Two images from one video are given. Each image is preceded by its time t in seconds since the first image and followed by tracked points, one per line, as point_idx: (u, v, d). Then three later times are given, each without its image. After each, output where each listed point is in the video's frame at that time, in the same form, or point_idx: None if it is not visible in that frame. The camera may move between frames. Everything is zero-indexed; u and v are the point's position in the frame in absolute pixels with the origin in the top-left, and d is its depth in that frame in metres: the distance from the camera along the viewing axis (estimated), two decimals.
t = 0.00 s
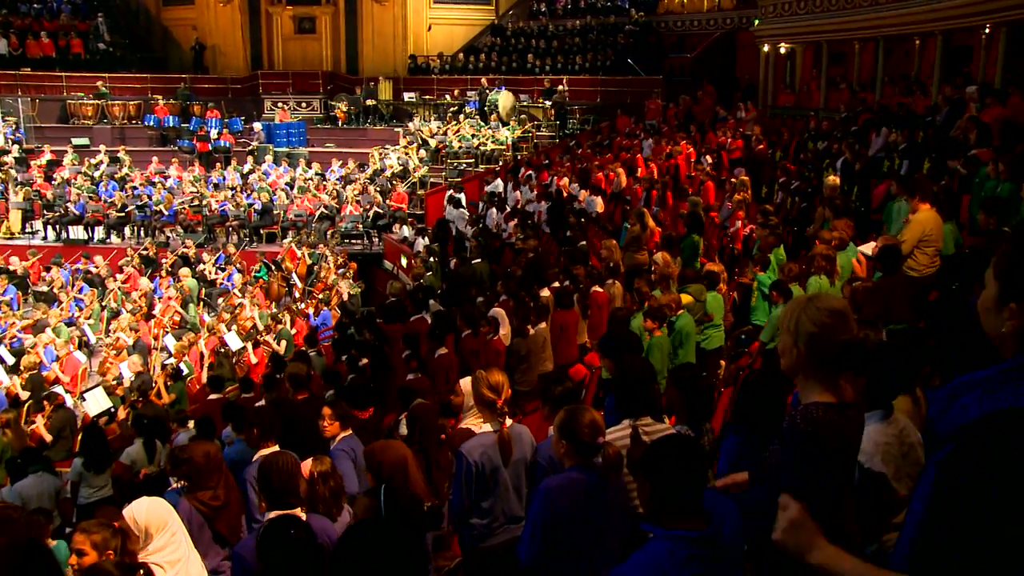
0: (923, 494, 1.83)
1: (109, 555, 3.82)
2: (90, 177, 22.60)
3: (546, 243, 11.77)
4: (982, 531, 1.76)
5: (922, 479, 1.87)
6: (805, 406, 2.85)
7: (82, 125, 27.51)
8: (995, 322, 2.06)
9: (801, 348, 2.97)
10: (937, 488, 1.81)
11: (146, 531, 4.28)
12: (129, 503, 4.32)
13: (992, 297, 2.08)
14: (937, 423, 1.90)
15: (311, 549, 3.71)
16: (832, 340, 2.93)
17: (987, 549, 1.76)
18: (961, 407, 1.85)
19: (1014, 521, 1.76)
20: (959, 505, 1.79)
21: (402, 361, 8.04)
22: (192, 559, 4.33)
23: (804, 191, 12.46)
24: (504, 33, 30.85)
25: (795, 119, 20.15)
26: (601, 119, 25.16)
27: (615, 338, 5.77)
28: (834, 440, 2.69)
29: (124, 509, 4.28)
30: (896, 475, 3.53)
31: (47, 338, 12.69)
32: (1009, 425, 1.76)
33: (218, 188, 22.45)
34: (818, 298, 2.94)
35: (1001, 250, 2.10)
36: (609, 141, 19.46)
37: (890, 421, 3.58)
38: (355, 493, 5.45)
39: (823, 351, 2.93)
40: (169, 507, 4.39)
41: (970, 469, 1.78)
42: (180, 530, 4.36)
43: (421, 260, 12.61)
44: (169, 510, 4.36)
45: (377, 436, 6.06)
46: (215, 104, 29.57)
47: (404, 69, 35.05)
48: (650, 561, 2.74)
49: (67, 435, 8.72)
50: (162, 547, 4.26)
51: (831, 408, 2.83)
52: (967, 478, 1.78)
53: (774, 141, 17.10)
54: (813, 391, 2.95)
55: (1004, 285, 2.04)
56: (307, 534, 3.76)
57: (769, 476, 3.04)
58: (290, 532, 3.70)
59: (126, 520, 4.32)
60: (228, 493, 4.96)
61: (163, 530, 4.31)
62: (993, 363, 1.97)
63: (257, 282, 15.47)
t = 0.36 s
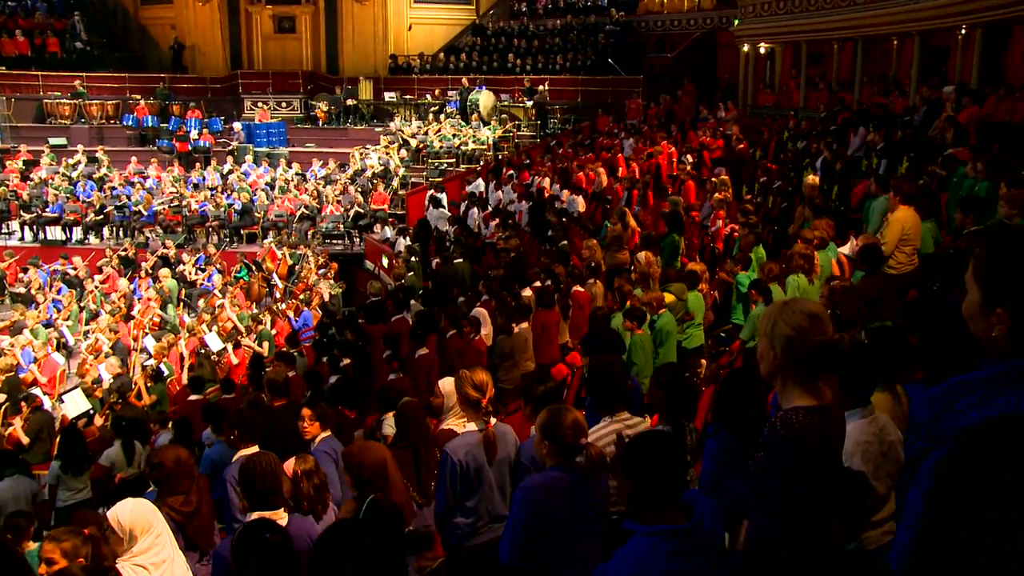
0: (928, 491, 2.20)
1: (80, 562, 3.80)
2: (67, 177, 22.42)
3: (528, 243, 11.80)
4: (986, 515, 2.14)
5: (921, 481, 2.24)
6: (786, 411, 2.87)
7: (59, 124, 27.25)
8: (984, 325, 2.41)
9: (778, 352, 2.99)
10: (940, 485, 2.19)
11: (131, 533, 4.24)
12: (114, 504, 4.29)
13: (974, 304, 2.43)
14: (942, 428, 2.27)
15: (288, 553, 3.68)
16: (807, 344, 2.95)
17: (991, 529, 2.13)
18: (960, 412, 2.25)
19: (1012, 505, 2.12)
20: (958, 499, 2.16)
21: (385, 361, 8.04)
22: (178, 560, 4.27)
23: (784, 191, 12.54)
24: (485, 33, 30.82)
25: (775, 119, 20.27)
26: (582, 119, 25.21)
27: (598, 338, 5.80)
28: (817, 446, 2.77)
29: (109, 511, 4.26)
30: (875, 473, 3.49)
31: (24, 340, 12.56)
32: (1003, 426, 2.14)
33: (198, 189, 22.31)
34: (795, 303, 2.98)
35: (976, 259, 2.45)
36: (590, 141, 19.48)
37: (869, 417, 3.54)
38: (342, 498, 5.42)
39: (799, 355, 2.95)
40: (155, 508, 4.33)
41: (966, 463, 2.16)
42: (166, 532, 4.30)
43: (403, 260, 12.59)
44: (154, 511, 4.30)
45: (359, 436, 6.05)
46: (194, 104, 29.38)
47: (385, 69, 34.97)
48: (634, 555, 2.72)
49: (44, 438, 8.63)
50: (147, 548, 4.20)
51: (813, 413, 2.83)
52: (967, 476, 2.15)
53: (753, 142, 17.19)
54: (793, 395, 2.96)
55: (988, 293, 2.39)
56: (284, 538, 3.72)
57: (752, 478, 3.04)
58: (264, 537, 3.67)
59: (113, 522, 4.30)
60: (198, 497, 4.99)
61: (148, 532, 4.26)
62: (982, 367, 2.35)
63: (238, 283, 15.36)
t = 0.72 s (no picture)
0: (910, 491, 1.83)
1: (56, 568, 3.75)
2: (45, 178, 22.24)
3: (509, 243, 11.78)
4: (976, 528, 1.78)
5: (905, 475, 1.86)
6: (769, 403, 2.82)
7: (36, 125, 27.00)
8: (979, 315, 2.03)
9: (766, 346, 2.92)
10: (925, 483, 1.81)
11: (117, 537, 4.19)
12: (98, 508, 4.22)
13: (961, 319, 2.59)
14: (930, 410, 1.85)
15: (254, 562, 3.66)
16: (797, 339, 2.88)
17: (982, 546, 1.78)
18: (956, 389, 1.82)
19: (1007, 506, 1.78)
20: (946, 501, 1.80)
21: (366, 362, 8.00)
22: (166, 562, 4.26)
23: (764, 191, 12.59)
24: (466, 33, 30.79)
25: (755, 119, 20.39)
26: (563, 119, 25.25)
27: (580, 338, 5.79)
28: (797, 440, 2.74)
29: (93, 515, 4.19)
30: (854, 470, 3.49)
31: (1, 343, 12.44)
32: (1002, 409, 1.75)
33: (177, 190, 22.17)
34: (786, 297, 2.91)
35: (978, 243, 2.05)
36: (571, 141, 19.52)
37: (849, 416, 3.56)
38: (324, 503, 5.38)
39: (788, 349, 2.88)
40: (140, 511, 4.28)
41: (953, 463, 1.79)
42: (152, 534, 4.26)
43: (384, 261, 12.59)
44: (140, 514, 4.26)
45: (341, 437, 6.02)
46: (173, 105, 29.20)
47: (365, 70, 34.88)
48: (611, 552, 2.76)
49: (22, 442, 8.53)
50: (134, 552, 4.17)
51: (798, 407, 2.78)
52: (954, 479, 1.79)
53: (734, 141, 17.27)
54: (778, 388, 2.90)
55: (987, 274, 2.00)
56: (251, 551, 3.68)
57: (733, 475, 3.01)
58: (230, 550, 3.63)
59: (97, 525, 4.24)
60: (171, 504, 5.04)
61: (134, 536, 4.22)
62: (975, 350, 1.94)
63: (218, 285, 15.27)
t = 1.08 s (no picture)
0: (871, 494, 1.62)
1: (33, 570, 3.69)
2: (21, 177, 22.03)
3: (490, 243, 11.78)
4: (948, 535, 1.55)
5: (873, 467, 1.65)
6: (756, 405, 2.78)
7: (13, 124, 26.74)
8: (957, 311, 1.84)
9: (751, 348, 2.88)
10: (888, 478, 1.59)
11: (98, 539, 4.16)
12: (81, 510, 4.21)
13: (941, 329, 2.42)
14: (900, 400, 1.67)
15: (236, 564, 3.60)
16: (782, 340, 2.85)
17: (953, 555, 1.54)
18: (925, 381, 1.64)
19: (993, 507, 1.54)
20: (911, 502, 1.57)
21: (347, 362, 7.98)
22: (148, 564, 4.23)
23: (745, 191, 12.64)
24: (447, 33, 30.80)
25: (734, 119, 20.52)
26: (544, 118, 25.33)
27: (561, 337, 5.80)
28: (784, 440, 2.69)
29: (75, 517, 4.18)
30: (835, 467, 3.59)
31: None
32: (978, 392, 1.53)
33: (157, 189, 22.04)
34: (770, 297, 2.88)
35: (960, 239, 1.86)
36: (552, 141, 19.56)
37: (830, 413, 3.63)
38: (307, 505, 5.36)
39: (775, 350, 2.84)
40: (122, 513, 4.27)
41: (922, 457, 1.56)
42: (136, 537, 4.24)
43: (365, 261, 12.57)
44: (122, 516, 4.24)
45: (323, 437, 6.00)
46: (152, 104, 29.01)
47: (346, 69, 34.80)
48: (596, 540, 2.69)
49: None
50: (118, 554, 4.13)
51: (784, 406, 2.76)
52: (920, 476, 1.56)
53: (713, 141, 17.39)
54: (765, 389, 2.86)
55: (966, 270, 1.81)
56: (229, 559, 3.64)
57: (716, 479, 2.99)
58: (209, 557, 3.59)
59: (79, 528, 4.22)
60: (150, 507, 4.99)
61: (115, 538, 4.19)
62: (948, 349, 1.74)
63: (198, 285, 15.19)
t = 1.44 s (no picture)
0: (835, 489, 1.71)
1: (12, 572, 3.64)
2: None
3: (469, 242, 11.78)
4: (918, 531, 1.68)
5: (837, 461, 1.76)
6: (731, 408, 2.80)
7: None
8: (919, 307, 1.89)
9: (731, 352, 2.85)
10: (852, 477, 1.69)
11: (72, 541, 4.12)
12: (55, 512, 4.17)
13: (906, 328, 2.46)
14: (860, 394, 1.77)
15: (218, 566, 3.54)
16: (762, 347, 2.84)
17: (924, 549, 1.68)
18: (883, 375, 1.73)
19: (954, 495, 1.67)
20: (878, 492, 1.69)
21: (326, 362, 7.96)
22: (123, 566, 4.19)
23: (723, 190, 12.70)
24: (425, 32, 30.75)
25: (711, 118, 20.63)
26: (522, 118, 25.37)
27: (540, 337, 5.81)
28: (757, 442, 2.74)
29: (49, 520, 4.13)
30: (814, 467, 3.58)
31: None
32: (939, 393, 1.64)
33: (134, 189, 21.88)
34: (752, 303, 2.86)
35: (920, 237, 1.92)
36: (531, 140, 19.59)
37: (810, 412, 3.65)
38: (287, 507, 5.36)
39: (754, 358, 2.82)
40: (97, 517, 4.23)
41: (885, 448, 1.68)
42: (110, 540, 4.19)
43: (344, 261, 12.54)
44: (97, 519, 4.20)
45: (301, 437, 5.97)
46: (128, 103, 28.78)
47: (324, 69, 34.67)
48: (594, 527, 2.64)
49: None
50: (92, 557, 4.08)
51: (759, 410, 2.77)
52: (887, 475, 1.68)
53: (691, 141, 17.49)
54: (740, 391, 2.86)
55: (931, 267, 1.86)
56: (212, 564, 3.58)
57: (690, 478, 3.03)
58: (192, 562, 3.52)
59: (52, 530, 4.16)
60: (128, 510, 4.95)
61: (90, 540, 4.15)
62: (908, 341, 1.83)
63: (176, 286, 15.08)
